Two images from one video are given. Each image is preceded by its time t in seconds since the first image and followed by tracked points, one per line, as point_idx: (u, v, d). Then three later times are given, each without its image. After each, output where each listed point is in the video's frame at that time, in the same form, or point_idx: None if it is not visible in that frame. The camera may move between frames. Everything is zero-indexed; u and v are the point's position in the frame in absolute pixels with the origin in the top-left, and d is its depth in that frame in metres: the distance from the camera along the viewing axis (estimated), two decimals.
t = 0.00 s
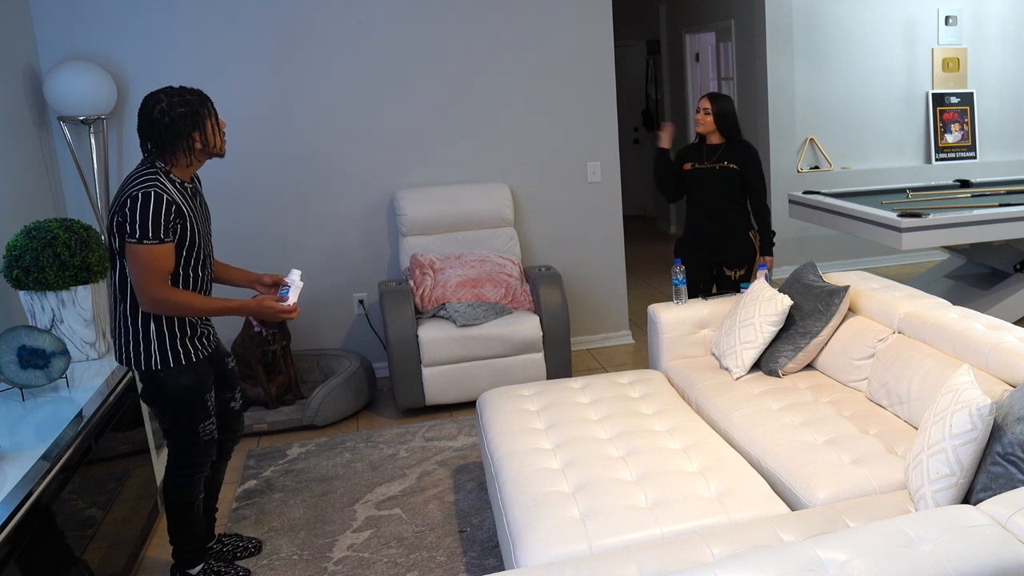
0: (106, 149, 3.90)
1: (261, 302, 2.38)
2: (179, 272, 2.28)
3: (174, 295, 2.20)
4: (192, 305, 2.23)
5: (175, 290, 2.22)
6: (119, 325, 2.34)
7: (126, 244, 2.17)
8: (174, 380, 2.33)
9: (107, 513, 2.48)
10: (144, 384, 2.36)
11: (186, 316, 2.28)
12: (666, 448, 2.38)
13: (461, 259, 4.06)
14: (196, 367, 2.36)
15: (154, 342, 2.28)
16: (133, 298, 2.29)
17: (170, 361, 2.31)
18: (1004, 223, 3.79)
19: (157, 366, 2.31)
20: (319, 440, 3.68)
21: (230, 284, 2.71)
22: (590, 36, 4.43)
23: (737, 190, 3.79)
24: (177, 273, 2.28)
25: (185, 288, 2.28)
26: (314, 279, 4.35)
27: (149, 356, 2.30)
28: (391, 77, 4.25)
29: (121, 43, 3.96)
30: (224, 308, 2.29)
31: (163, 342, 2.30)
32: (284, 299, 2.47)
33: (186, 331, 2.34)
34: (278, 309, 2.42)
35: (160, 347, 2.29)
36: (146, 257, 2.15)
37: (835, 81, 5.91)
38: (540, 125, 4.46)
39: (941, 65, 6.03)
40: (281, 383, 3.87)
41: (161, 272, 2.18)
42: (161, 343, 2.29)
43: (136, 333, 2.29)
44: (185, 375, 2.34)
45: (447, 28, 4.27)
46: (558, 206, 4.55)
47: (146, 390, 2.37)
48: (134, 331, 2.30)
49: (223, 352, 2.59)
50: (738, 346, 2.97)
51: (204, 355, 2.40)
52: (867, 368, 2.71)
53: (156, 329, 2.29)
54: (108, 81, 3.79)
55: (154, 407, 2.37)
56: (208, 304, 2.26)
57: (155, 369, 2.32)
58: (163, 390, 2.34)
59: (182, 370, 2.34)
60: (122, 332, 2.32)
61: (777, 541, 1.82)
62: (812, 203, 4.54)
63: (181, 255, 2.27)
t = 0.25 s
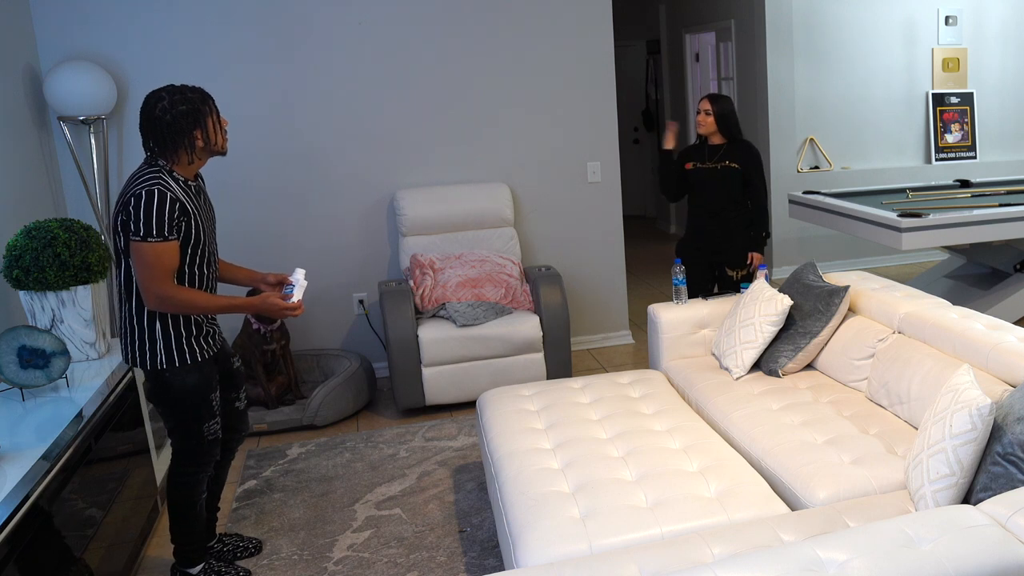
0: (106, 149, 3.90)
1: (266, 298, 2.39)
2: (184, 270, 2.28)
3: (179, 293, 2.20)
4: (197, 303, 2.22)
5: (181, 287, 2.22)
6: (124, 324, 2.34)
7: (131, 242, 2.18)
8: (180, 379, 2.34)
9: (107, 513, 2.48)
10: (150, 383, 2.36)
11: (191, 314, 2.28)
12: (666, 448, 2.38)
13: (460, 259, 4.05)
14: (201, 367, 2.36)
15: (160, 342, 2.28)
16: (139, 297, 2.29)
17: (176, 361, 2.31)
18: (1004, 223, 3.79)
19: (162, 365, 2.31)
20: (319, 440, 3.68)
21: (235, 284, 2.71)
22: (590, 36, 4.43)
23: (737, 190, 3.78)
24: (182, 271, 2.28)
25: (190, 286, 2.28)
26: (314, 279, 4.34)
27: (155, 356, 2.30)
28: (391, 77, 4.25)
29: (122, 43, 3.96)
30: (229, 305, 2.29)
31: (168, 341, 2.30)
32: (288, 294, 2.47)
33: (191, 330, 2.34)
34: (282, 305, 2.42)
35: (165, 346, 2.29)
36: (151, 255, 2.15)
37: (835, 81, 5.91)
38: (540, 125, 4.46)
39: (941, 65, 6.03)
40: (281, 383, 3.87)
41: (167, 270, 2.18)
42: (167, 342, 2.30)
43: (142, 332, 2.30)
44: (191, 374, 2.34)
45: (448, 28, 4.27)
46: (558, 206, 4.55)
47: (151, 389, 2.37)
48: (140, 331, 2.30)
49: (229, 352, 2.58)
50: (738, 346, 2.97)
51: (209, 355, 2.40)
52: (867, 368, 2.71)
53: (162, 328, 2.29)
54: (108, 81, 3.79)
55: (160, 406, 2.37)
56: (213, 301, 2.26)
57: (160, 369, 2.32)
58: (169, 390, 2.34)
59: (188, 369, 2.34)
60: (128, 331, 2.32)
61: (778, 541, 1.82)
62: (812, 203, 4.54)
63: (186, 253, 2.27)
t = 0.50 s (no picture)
0: (106, 149, 3.90)
1: (269, 299, 2.38)
2: (188, 269, 2.29)
3: (183, 292, 2.20)
4: (200, 302, 2.23)
5: (185, 287, 2.22)
6: (128, 323, 2.34)
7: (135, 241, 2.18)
8: (182, 379, 2.33)
9: (107, 513, 2.48)
10: (152, 382, 2.36)
11: (194, 314, 2.28)
12: (666, 448, 2.38)
13: (460, 259, 4.05)
14: (203, 366, 2.36)
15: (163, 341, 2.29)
16: (142, 296, 2.29)
17: (179, 360, 2.31)
18: (1004, 223, 3.79)
19: (165, 365, 2.31)
20: (318, 440, 3.68)
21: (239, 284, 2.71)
22: (590, 36, 4.43)
23: (737, 190, 3.78)
24: (186, 270, 2.28)
25: (194, 285, 2.29)
26: (314, 279, 4.34)
27: (158, 356, 2.30)
28: (391, 77, 4.25)
29: (122, 43, 3.96)
30: (232, 304, 2.29)
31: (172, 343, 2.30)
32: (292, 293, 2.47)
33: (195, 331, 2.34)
34: (285, 304, 2.42)
35: (168, 346, 2.29)
36: (155, 254, 2.15)
37: (835, 81, 5.91)
38: (540, 125, 4.46)
39: (941, 65, 6.03)
40: (280, 383, 3.87)
41: (171, 269, 2.19)
42: (170, 342, 2.30)
43: (146, 331, 2.30)
44: (194, 374, 2.34)
45: (447, 28, 4.27)
46: (558, 206, 4.55)
47: (154, 390, 2.37)
48: (143, 330, 2.30)
49: (231, 351, 2.58)
50: (738, 346, 2.97)
51: (212, 355, 2.40)
52: (867, 368, 2.71)
53: (165, 328, 2.30)
54: (108, 81, 3.79)
55: (162, 405, 2.37)
56: (218, 301, 2.26)
57: (163, 369, 2.32)
58: (171, 389, 2.33)
59: (191, 369, 2.34)
60: (131, 330, 2.33)
61: (777, 541, 1.82)
62: (812, 203, 4.54)
63: (190, 252, 2.28)
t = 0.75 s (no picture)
0: (106, 149, 3.90)
1: (273, 300, 2.38)
2: (192, 270, 2.29)
3: (186, 293, 2.20)
4: (202, 303, 2.23)
5: (190, 287, 2.22)
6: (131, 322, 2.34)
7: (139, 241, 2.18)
8: (184, 379, 2.34)
9: (107, 513, 2.48)
10: (154, 382, 2.36)
11: (198, 314, 2.28)
12: (666, 448, 2.38)
13: (460, 259, 4.05)
14: (206, 366, 2.36)
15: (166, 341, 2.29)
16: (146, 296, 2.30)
17: (181, 360, 2.32)
18: (1004, 223, 3.79)
19: (167, 364, 2.32)
20: (318, 440, 3.68)
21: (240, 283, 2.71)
22: (590, 36, 4.43)
23: (737, 190, 3.78)
24: (191, 271, 2.28)
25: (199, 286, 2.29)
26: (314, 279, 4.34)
27: (160, 355, 2.31)
28: (391, 77, 4.25)
29: (122, 43, 3.96)
30: (235, 305, 2.29)
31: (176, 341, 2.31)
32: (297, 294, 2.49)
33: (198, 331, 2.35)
34: (289, 304, 2.42)
35: (171, 346, 2.30)
36: (160, 254, 2.16)
37: (835, 81, 5.91)
38: (540, 125, 4.46)
39: (941, 65, 6.03)
40: (280, 383, 3.87)
41: (175, 269, 2.19)
42: (173, 342, 2.31)
43: (149, 331, 2.30)
44: (196, 374, 2.34)
45: (447, 28, 4.27)
46: (558, 206, 4.55)
47: (157, 389, 2.37)
48: (146, 330, 2.31)
49: (234, 351, 2.59)
50: (738, 346, 2.97)
51: (214, 355, 2.40)
52: (867, 368, 2.71)
53: (168, 328, 2.30)
54: (108, 81, 3.79)
55: (164, 404, 2.37)
56: (222, 301, 2.26)
57: (165, 368, 2.32)
58: (174, 389, 2.34)
59: (193, 369, 2.34)
60: (134, 329, 2.33)
61: (778, 541, 1.82)
62: (812, 203, 4.54)
63: (194, 253, 2.28)
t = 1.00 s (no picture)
0: (106, 149, 3.90)
1: (286, 299, 2.40)
2: (205, 270, 2.30)
3: (201, 291, 2.22)
4: (217, 302, 2.24)
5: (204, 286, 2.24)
6: (140, 320, 2.36)
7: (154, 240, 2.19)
8: (192, 376, 2.35)
9: (107, 513, 2.48)
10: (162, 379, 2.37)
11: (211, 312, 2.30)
12: (666, 448, 2.38)
13: (461, 259, 4.05)
14: (213, 364, 2.38)
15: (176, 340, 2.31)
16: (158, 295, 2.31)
17: (190, 358, 2.33)
18: (1003, 223, 3.79)
19: (176, 362, 2.33)
20: (318, 440, 3.68)
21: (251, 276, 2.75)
22: (590, 36, 4.43)
23: (736, 191, 3.78)
24: (205, 271, 2.30)
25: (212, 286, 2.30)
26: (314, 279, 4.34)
27: (170, 353, 2.32)
28: (391, 77, 4.25)
29: (121, 43, 3.96)
30: (248, 303, 2.31)
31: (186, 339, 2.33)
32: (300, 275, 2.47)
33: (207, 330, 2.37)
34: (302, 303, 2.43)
35: (180, 344, 2.32)
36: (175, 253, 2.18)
37: (835, 81, 5.91)
38: (539, 125, 4.46)
39: (941, 65, 6.03)
40: (281, 383, 3.87)
41: (190, 268, 2.21)
42: (182, 341, 2.32)
43: (158, 329, 2.31)
44: (203, 371, 2.36)
45: (447, 28, 4.27)
46: (558, 206, 4.55)
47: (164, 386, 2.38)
48: (155, 328, 2.32)
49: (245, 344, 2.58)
50: (738, 346, 2.97)
51: (223, 352, 2.42)
52: (867, 368, 2.71)
53: (178, 326, 2.32)
54: (108, 81, 3.79)
55: (171, 401, 2.39)
56: (236, 299, 2.28)
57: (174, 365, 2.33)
58: (181, 386, 2.35)
59: (201, 366, 2.36)
60: (144, 326, 2.35)
61: (777, 541, 1.82)
62: (812, 203, 4.54)
63: (207, 253, 2.30)
